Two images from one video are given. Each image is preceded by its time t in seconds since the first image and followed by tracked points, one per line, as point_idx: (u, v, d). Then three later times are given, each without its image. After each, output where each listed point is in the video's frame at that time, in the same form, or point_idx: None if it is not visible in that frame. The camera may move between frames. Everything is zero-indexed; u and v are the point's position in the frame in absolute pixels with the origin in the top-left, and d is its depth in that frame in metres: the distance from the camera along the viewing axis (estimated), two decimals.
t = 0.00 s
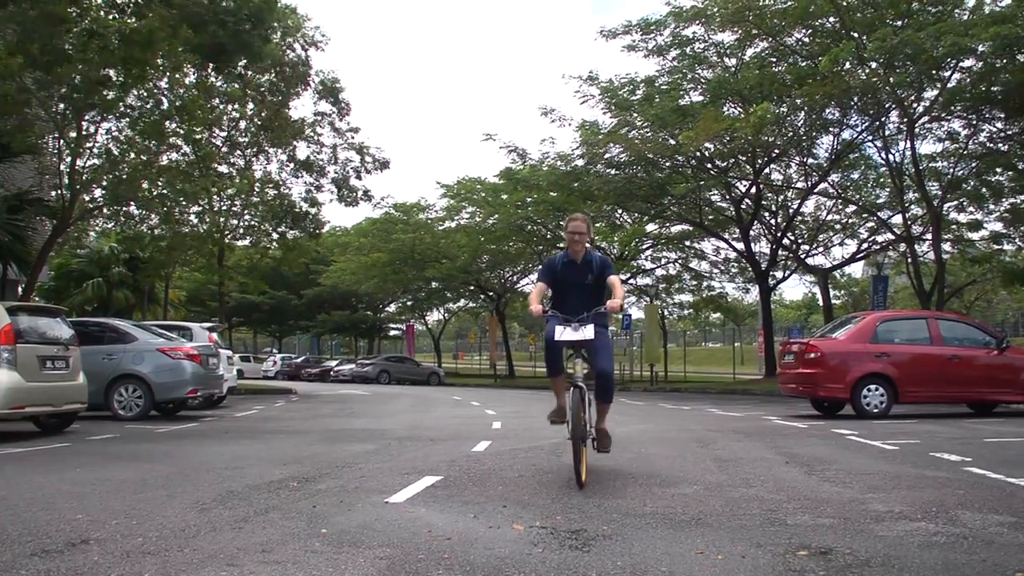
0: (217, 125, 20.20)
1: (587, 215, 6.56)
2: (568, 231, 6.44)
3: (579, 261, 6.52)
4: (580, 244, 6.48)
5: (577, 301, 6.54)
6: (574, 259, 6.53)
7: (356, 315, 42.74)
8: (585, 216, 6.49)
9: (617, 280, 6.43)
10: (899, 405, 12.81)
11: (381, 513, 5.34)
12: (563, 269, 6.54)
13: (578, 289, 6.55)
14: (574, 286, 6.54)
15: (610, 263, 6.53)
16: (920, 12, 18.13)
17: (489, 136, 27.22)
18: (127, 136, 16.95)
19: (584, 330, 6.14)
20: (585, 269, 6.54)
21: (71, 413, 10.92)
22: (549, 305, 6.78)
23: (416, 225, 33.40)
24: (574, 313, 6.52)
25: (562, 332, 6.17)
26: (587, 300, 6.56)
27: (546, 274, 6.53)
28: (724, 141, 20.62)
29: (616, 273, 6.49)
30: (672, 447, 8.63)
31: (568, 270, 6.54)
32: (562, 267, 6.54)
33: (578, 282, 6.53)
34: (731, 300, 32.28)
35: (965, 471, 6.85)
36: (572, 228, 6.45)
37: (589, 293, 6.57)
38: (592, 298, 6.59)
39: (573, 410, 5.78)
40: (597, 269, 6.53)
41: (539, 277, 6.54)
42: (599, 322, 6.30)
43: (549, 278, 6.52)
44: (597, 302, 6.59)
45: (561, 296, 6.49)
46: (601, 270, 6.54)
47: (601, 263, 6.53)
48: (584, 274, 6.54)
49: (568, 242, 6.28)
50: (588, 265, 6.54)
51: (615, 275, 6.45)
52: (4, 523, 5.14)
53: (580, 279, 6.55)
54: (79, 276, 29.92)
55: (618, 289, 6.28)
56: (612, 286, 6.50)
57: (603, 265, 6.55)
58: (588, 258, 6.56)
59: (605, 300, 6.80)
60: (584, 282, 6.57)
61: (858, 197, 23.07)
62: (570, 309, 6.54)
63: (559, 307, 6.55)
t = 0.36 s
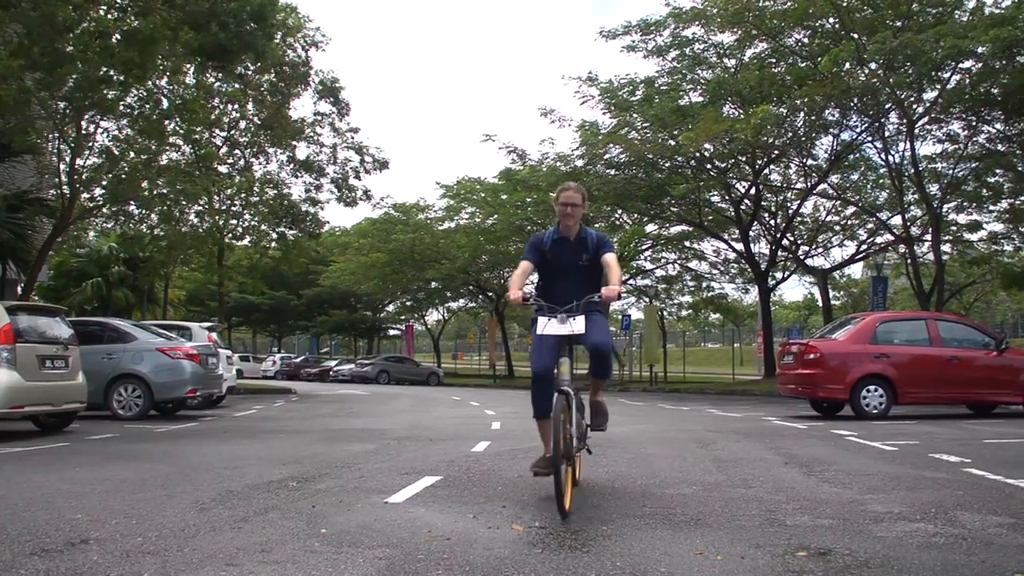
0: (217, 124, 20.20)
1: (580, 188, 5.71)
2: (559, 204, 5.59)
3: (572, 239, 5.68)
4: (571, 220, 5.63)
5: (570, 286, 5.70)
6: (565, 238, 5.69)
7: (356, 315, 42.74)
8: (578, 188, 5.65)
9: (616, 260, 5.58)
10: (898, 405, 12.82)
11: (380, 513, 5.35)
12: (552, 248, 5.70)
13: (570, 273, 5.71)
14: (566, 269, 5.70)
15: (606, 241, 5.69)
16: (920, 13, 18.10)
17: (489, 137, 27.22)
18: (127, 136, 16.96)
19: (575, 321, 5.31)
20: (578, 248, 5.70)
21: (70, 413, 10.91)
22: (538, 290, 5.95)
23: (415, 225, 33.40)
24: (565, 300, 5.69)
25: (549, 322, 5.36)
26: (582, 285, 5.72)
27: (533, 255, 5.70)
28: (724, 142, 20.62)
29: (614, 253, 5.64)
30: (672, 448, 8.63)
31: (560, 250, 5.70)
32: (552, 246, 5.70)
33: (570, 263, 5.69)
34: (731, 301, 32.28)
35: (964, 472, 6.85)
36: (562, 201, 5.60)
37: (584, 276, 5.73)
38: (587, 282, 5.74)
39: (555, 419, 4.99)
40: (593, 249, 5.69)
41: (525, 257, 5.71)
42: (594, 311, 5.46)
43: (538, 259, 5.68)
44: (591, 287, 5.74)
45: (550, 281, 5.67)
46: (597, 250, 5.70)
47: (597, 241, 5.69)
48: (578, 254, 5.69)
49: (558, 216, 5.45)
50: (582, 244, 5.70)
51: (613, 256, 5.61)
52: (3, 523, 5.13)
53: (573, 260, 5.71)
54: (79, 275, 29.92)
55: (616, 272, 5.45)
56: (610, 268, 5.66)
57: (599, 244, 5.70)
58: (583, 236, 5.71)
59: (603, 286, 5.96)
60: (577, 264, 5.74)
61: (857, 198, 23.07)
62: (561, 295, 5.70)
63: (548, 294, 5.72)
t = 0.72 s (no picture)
0: (219, 126, 20.21)
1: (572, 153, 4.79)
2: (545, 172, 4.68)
3: (559, 214, 4.78)
4: (560, 191, 4.71)
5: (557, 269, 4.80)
6: (552, 212, 4.78)
7: (357, 316, 42.74)
8: (569, 153, 4.74)
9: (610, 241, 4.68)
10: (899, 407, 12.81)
11: (382, 514, 5.35)
12: (536, 223, 4.79)
13: (557, 254, 4.80)
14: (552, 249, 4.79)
15: (602, 217, 4.78)
16: (921, 16, 18.09)
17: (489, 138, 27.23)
18: (130, 137, 17.03)
19: (554, 313, 4.41)
20: (569, 224, 4.78)
21: (72, 413, 10.92)
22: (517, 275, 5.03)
23: (417, 227, 33.41)
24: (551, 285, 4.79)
25: (522, 312, 4.48)
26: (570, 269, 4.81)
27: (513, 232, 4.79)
28: (726, 144, 20.64)
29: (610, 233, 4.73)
30: (673, 449, 8.62)
31: (546, 226, 4.79)
32: (535, 222, 4.79)
33: (557, 242, 4.79)
34: (732, 302, 32.27)
35: (966, 474, 6.85)
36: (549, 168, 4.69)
37: (573, 258, 4.82)
38: (574, 265, 4.84)
39: (522, 434, 4.10)
40: (585, 227, 4.78)
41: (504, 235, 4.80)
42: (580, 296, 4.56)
43: (519, 236, 4.78)
44: (580, 271, 4.85)
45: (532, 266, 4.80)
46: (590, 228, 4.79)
47: (588, 217, 4.78)
48: (568, 232, 4.78)
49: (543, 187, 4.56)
50: (573, 220, 4.79)
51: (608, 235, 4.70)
52: (5, 523, 5.14)
53: (559, 238, 4.80)
54: (80, 275, 29.94)
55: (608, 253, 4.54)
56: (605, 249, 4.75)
57: (593, 221, 4.79)
58: (573, 211, 4.80)
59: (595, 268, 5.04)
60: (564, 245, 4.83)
61: (858, 199, 23.05)
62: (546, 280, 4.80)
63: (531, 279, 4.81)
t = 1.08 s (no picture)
0: (221, 126, 20.22)
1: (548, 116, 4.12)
2: (514, 137, 4.03)
3: (532, 187, 4.12)
4: (531, 157, 4.04)
5: (530, 250, 4.14)
6: (524, 184, 4.13)
7: (359, 317, 42.75)
8: (544, 115, 4.07)
9: (590, 215, 3.99)
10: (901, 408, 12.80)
11: (385, 515, 5.36)
12: (506, 197, 4.14)
13: (531, 233, 4.14)
14: (526, 228, 4.13)
15: (582, 189, 4.10)
16: (925, 17, 18.06)
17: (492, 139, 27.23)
18: (133, 138, 17.08)
19: (510, 298, 3.76)
20: (544, 199, 4.12)
21: (75, 414, 10.93)
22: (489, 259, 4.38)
23: (419, 228, 33.43)
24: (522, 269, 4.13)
25: (472, 299, 3.86)
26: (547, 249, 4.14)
27: (479, 207, 4.15)
28: (728, 146, 20.66)
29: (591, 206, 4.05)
30: (675, 450, 8.62)
31: (517, 200, 4.13)
32: (504, 196, 4.14)
33: (530, 220, 4.12)
34: (734, 303, 32.24)
35: (968, 475, 6.85)
36: (520, 132, 4.03)
37: (550, 237, 4.15)
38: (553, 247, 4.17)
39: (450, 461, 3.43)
40: (564, 201, 4.11)
41: (469, 211, 4.17)
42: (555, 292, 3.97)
43: (486, 212, 4.14)
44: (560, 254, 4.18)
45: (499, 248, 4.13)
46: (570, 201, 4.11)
47: (566, 189, 4.12)
48: (543, 207, 4.11)
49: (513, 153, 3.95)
50: (549, 193, 4.12)
51: (588, 209, 4.02)
52: (9, 524, 5.15)
53: (533, 216, 4.13)
54: (82, 276, 29.96)
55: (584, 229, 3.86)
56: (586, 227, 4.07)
57: (573, 193, 4.11)
58: (550, 183, 4.13)
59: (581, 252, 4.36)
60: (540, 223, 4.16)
61: (860, 200, 23.02)
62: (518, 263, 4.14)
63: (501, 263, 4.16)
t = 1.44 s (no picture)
0: (224, 132, 20.25)
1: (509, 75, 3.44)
2: (466, 102, 3.36)
3: (493, 158, 3.45)
4: (488, 124, 3.37)
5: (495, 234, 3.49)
6: (482, 157, 3.47)
7: (361, 323, 42.76)
8: (501, 72, 3.39)
9: (560, 189, 3.31)
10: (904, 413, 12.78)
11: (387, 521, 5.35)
12: (464, 173, 3.50)
13: (494, 213, 3.49)
14: (489, 207, 3.48)
15: (552, 158, 3.41)
16: (926, 21, 17.96)
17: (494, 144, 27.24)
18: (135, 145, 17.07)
19: (449, 288, 3.18)
20: (507, 174, 3.45)
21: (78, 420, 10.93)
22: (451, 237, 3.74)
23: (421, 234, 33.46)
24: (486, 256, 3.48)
25: (405, 288, 3.29)
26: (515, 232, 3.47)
27: (434, 187, 3.53)
28: (730, 151, 20.70)
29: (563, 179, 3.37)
30: (679, 456, 8.60)
31: (478, 175, 3.48)
32: (462, 172, 3.50)
33: (492, 197, 3.47)
34: (736, 307, 32.22)
35: (973, 480, 6.84)
36: (470, 96, 3.36)
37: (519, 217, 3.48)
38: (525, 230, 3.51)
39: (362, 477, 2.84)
40: (531, 173, 3.44)
41: (424, 192, 3.56)
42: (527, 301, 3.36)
43: (442, 192, 3.52)
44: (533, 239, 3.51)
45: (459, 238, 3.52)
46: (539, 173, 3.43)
47: (534, 161, 3.44)
48: (506, 183, 3.45)
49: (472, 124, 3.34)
50: (514, 167, 3.44)
51: (558, 181, 3.34)
52: (12, 530, 5.15)
53: (497, 196, 3.47)
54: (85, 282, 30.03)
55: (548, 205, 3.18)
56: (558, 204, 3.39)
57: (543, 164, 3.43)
58: (515, 153, 3.45)
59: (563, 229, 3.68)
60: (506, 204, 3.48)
61: (862, 205, 22.98)
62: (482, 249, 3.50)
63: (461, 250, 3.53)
